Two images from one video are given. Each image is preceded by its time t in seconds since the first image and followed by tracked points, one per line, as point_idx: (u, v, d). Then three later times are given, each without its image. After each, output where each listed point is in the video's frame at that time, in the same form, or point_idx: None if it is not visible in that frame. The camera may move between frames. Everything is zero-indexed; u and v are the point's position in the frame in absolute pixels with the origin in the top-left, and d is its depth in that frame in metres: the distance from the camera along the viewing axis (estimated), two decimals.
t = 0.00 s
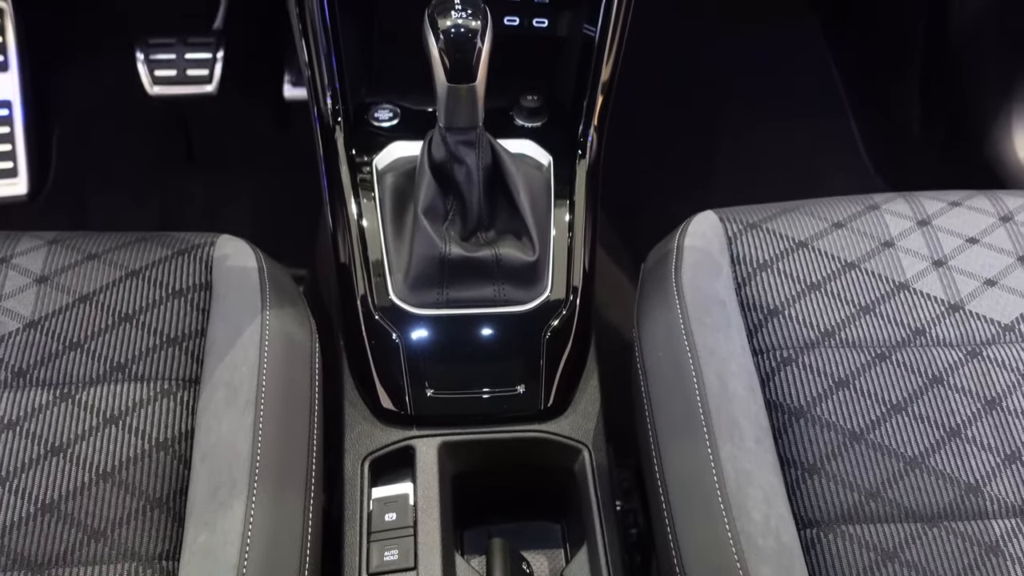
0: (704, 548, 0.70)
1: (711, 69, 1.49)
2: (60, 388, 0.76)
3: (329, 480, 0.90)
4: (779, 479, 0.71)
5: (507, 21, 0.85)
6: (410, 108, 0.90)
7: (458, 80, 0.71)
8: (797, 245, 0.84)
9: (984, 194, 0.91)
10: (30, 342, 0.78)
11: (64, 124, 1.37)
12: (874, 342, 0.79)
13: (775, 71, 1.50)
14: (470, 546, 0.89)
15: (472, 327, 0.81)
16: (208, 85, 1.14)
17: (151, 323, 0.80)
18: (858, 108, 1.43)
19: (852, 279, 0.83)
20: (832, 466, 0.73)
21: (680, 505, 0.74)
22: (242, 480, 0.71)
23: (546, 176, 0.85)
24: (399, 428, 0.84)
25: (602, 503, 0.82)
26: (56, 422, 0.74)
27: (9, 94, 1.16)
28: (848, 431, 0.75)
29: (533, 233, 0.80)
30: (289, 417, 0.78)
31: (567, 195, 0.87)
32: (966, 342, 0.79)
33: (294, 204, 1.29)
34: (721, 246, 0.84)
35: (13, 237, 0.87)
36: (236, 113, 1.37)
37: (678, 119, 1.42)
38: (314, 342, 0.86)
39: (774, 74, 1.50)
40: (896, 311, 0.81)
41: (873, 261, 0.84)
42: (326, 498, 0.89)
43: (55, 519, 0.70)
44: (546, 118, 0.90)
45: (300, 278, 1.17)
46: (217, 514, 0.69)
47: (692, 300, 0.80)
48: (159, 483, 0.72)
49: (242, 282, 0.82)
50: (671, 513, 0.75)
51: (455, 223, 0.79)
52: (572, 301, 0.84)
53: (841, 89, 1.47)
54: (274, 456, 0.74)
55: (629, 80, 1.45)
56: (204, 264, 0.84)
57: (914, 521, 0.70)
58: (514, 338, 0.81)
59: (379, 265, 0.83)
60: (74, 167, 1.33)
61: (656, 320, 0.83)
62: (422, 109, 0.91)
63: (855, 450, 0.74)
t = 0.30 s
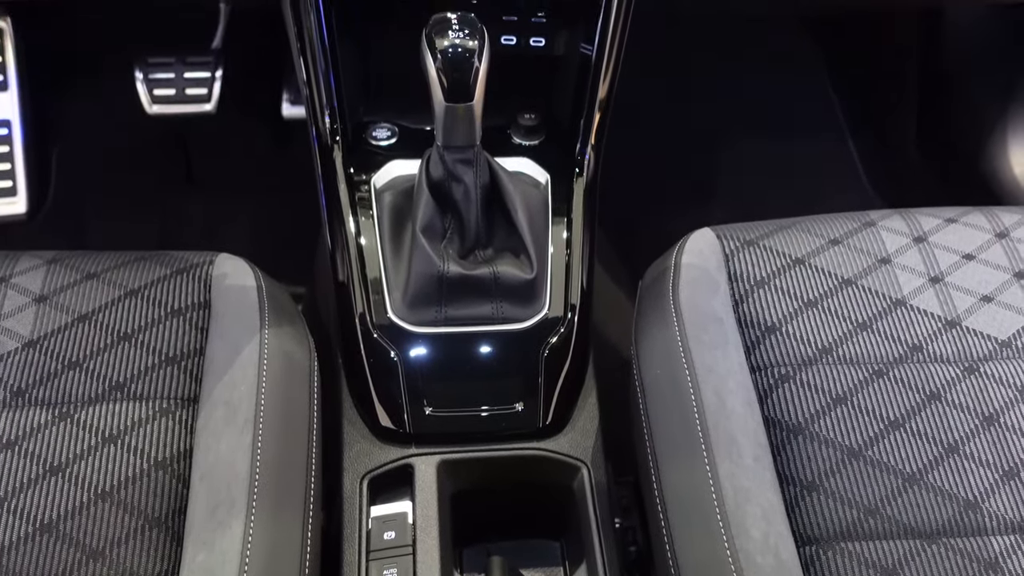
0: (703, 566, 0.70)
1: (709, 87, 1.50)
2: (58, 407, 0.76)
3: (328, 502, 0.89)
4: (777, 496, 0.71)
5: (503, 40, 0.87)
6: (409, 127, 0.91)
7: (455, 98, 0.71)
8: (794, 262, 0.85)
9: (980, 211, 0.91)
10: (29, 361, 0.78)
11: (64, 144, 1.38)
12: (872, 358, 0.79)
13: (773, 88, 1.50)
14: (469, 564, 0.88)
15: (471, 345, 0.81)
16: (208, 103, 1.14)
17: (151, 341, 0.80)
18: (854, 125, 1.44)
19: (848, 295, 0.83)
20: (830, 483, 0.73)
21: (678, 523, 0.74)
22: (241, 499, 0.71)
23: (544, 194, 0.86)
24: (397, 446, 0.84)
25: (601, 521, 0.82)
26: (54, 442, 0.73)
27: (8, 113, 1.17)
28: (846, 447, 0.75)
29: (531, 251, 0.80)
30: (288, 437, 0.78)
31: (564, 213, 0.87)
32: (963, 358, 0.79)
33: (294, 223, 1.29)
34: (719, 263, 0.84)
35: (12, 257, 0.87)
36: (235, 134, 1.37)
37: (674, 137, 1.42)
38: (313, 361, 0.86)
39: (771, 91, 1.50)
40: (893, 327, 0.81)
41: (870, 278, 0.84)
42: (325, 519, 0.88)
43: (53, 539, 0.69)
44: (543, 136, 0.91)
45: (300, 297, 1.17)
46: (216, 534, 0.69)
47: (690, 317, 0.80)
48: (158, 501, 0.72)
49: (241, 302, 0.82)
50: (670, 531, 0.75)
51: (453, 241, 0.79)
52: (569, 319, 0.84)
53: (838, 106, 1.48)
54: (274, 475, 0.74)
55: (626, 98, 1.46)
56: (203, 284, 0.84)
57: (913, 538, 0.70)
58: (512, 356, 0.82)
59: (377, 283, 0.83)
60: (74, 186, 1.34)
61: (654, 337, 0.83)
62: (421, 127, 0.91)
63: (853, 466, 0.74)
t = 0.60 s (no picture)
0: None
1: (704, 104, 1.51)
2: (57, 427, 0.75)
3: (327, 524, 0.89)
4: (776, 513, 0.71)
5: (499, 60, 0.88)
6: (405, 146, 0.92)
7: (452, 119, 0.71)
8: (790, 279, 0.85)
9: (974, 228, 0.92)
10: (27, 382, 0.79)
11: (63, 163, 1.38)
12: (869, 376, 0.79)
13: (769, 106, 1.51)
14: None
15: (468, 363, 0.81)
16: (205, 123, 1.15)
17: (148, 361, 0.80)
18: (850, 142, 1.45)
19: (845, 312, 0.83)
20: (828, 500, 0.73)
21: (678, 541, 0.74)
22: (239, 519, 0.70)
23: (541, 214, 0.88)
24: (395, 465, 0.83)
25: (600, 539, 0.82)
26: (52, 462, 0.73)
27: (8, 132, 1.19)
28: (844, 465, 0.74)
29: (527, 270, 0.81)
30: (286, 457, 0.77)
31: (561, 231, 0.88)
32: (960, 375, 0.79)
33: (292, 241, 1.29)
34: (715, 281, 0.84)
35: (11, 276, 0.87)
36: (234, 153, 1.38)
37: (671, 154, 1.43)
38: (311, 381, 0.86)
39: (768, 108, 1.51)
40: (889, 345, 0.81)
41: (866, 295, 0.84)
42: (325, 540, 0.88)
43: (50, 560, 0.69)
44: (540, 154, 0.92)
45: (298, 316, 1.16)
46: (213, 553, 0.68)
47: (687, 335, 0.80)
48: (155, 522, 0.71)
49: (239, 321, 0.82)
50: (670, 550, 0.75)
51: (450, 260, 0.79)
52: (567, 337, 0.84)
53: (833, 123, 1.49)
54: (271, 495, 0.74)
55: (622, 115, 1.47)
56: (201, 303, 0.84)
57: (912, 556, 0.70)
58: (510, 374, 0.82)
59: (375, 301, 0.83)
60: (73, 205, 1.34)
61: (652, 355, 0.83)
62: (418, 146, 0.92)
63: (851, 483, 0.73)
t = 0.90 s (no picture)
0: None
1: (699, 121, 1.52)
2: (53, 448, 0.75)
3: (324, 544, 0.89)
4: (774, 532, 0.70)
5: (496, 80, 0.89)
6: (402, 166, 0.93)
7: (449, 139, 0.72)
8: (786, 297, 0.85)
9: (968, 245, 0.92)
10: (24, 403, 0.78)
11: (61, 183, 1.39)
12: (865, 393, 0.79)
13: (764, 123, 1.52)
14: None
15: (466, 383, 0.81)
16: (203, 142, 1.16)
17: (146, 382, 0.80)
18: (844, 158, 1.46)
19: (840, 330, 0.83)
20: (826, 518, 0.72)
21: (677, 561, 0.74)
22: (236, 540, 0.70)
23: (537, 232, 0.88)
24: (393, 485, 0.83)
25: (598, 558, 0.82)
26: (48, 483, 0.73)
27: (7, 152, 1.20)
28: (842, 482, 0.74)
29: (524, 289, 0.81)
30: (284, 477, 0.77)
31: (557, 249, 0.88)
32: (956, 392, 0.79)
33: (290, 259, 1.30)
34: (711, 299, 0.85)
35: (9, 297, 0.88)
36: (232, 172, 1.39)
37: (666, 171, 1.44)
38: (308, 402, 0.86)
39: (763, 126, 1.52)
40: (885, 362, 0.81)
41: (862, 312, 0.85)
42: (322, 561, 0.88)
43: None
44: (537, 173, 0.93)
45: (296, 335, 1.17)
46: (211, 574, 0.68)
47: (683, 354, 0.81)
48: (151, 544, 0.71)
49: (236, 341, 0.82)
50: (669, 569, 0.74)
51: (447, 279, 0.80)
52: (564, 356, 0.84)
53: (827, 140, 1.50)
54: (268, 516, 0.73)
55: (618, 133, 1.48)
56: (198, 323, 0.84)
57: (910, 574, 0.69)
58: (507, 393, 0.82)
59: (372, 320, 0.84)
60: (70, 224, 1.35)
61: (648, 374, 0.84)
62: (415, 166, 0.93)
63: (849, 501, 0.73)
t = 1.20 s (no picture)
0: None
1: (695, 140, 1.52)
2: (50, 471, 0.75)
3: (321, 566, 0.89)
4: (771, 552, 0.70)
5: (492, 101, 0.90)
6: (399, 187, 0.93)
7: (445, 160, 0.73)
8: (782, 316, 0.86)
9: (963, 263, 0.93)
10: (21, 426, 0.78)
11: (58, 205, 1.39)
12: (862, 412, 0.79)
13: (758, 143, 1.53)
14: None
15: (463, 403, 0.81)
16: (201, 163, 1.16)
17: (143, 404, 0.79)
18: (839, 177, 1.47)
19: (836, 349, 0.83)
20: (824, 537, 0.72)
21: None
22: (233, 561, 0.69)
23: (533, 251, 0.88)
24: (390, 506, 0.83)
25: None
26: (44, 506, 0.72)
27: (7, 176, 1.20)
28: (839, 501, 0.73)
29: (521, 308, 0.81)
30: (281, 499, 0.77)
31: (554, 268, 0.89)
32: (953, 410, 0.79)
33: (288, 280, 1.30)
34: (708, 318, 0.85)
35: (6, 320, 0.88)
36: (230, 193, 1.39)
37: (662, 190, 1.45)
38: (305, 423, 0.86)
39: (757, 145, 1.53)
40: (882, 381, 0.81)
41: (858, 331, 0.85)
42: None
43: None
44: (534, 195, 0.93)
45: (293, 356, 1.17)
46: None
47: (680, 373, 0.81)
48: (147, 567, 0.70)
49: (233, 363, 0.82)
50: None
51: (444, 300, 0.80)
52: (561, 375, 0.84)
53: (822, 158, 1.51)
54: (265, 540, 0.72)
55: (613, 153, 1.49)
56: (196, 345, 0.84)
57: None
58: (505, 413, 0.82)
59: (369, 339, 0.84)
60: (67, 245, 1.35)
61: (645, 394, 0.84)
62: (411, 188, 0.93)
63: (847, 520, 0.72)
